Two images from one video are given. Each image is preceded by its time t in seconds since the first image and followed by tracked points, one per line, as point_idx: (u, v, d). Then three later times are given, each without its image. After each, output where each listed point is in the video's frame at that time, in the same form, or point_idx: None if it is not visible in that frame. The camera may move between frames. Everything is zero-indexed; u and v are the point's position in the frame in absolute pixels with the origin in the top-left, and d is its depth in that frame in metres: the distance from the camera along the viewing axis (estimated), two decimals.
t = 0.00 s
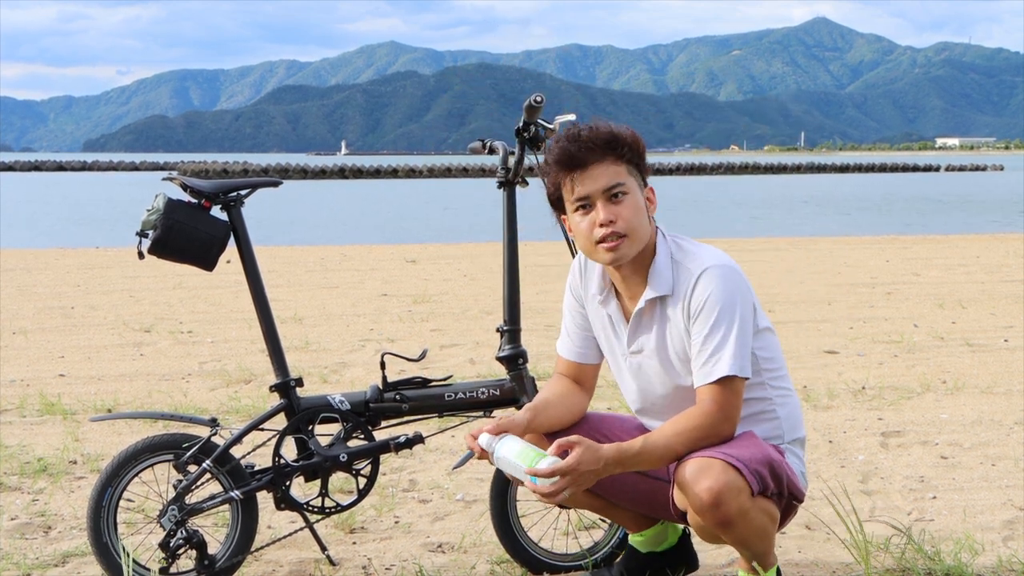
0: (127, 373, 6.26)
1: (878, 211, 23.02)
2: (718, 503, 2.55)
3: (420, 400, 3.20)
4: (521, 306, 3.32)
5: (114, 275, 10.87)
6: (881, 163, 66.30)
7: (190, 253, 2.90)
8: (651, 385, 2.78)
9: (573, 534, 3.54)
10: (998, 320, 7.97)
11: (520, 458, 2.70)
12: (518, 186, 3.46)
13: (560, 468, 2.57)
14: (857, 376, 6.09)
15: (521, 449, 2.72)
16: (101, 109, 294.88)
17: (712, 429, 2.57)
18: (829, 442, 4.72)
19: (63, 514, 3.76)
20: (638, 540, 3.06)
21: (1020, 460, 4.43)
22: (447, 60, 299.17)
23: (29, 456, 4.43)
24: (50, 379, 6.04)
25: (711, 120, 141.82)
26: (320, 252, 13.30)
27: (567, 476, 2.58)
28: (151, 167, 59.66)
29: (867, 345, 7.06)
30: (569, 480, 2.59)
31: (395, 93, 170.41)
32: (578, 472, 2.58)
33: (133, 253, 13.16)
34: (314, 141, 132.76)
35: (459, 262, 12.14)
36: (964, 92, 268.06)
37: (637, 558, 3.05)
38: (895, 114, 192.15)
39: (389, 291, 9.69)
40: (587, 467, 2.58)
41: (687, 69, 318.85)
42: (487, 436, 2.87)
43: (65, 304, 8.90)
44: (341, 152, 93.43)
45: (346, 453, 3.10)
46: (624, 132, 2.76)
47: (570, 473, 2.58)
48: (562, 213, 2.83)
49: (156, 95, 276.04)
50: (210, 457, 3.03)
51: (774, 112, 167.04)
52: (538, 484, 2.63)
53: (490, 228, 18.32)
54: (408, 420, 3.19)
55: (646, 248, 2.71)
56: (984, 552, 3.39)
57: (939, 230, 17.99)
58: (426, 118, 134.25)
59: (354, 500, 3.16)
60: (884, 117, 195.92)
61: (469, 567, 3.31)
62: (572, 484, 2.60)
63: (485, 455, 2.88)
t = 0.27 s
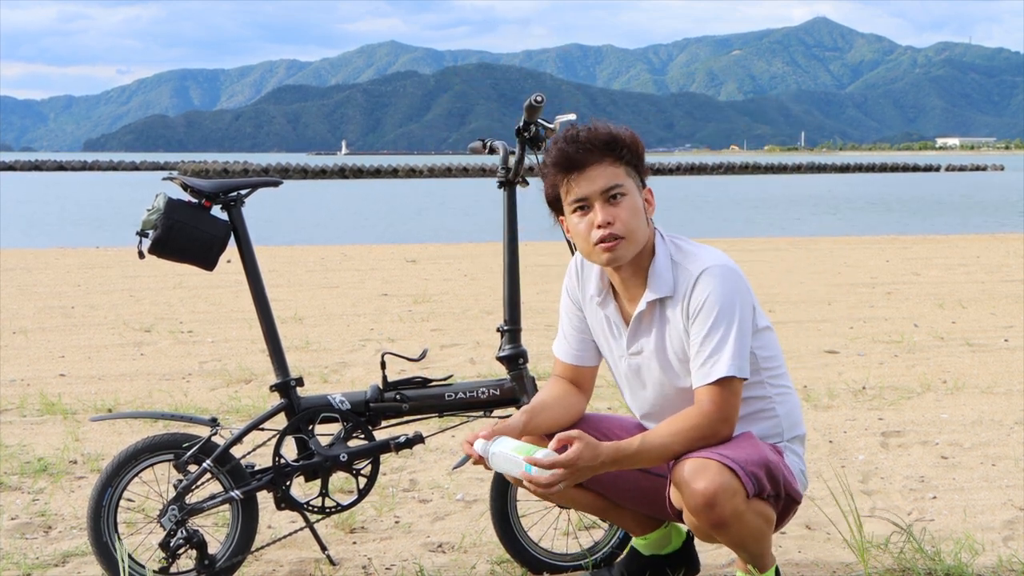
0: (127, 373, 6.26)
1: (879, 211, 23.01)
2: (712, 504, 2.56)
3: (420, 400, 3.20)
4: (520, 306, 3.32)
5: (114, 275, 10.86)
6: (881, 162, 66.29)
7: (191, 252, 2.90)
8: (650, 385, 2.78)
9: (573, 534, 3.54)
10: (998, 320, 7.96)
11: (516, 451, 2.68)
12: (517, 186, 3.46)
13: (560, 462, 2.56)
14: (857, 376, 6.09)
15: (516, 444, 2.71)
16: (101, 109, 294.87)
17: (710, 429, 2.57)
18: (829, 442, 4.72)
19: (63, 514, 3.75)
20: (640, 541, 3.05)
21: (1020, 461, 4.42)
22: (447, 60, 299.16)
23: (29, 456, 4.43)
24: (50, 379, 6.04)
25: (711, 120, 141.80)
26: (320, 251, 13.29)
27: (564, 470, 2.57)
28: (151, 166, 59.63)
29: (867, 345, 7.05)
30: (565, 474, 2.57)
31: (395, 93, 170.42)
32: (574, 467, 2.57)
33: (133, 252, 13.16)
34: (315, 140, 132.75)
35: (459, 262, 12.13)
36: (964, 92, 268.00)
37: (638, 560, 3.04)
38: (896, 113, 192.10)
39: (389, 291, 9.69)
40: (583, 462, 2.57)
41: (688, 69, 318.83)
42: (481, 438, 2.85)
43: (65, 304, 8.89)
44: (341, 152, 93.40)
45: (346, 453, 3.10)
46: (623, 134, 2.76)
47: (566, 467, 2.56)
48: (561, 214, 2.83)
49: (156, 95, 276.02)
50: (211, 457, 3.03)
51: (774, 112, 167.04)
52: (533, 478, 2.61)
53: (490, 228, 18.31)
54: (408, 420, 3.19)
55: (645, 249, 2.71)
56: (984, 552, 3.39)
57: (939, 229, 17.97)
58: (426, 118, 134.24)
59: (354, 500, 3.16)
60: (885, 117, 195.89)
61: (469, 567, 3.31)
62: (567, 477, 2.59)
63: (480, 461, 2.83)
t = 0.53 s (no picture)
0: (127, 373, 6.26)
1: (879, 211, 23.00)
2: (713, 504, 2.56)
3: (420, 400, 3.20)
4: (519, 306, 3.32)
5: (114, 275, 10.86)
6: (881, 162, 66.25)
7: (191, 252, 2.90)
8: (648, 384, 2.78)
9: (573, 534, 3.54)
10: (998, 320, 7.96)
11: (515, 454, 2.67)
12: (518, 186, 3.47)
13: (563, 468, 2.55)
14: (857, 376, 6.08)
15: (516, 445, 2.70)
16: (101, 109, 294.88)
17: (709, 429, 2.57)
18: (829, 442, 4.72)
19: (63, 514, 3.75)
20: (640, 543, 3.05)
21: (1020, 461, 4.42)
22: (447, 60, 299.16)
23: (29, 456, 4.43)
24: (50, 379, 6.04)
25: (711, 120, 141.78)
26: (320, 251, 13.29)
27: (565, 473, 2.56)
28: (151, 166, 59.61)
29: (867, 345, 7.05)
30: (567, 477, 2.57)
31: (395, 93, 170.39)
32: (575, 470, 2.57)
33: (133, 252, 13.15)
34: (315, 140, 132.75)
35: (459, 262, 12.13)
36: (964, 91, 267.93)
37: (638, 560, 3.04)
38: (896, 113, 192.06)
39: (389, 291, 9.68)
40: (583, 464, 2.57)
41: (687, 68, 318.96)
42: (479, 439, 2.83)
43: (65, 304, 8.89)
44: (341, 152, 93.37)
45: (346, 453, 3.10)
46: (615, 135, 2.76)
47: (567, 470, 2.56)
48: (556, 217, 2.83)
49: (156, 94, 276.02)
50: (211, 456, 3.03)
51: (774, 112, 167.02)
52: (534, 481, 2.61)
53: (490, 228, 18.30)
54: (408, 421, 3.19)
55: (641, 249, 2.71)
56: (984, 552, 3.39)
57: (939, 229, 17.96)
58: (426, 118, 134.23)
59: (354, 500, 3.16)
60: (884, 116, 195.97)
61: (469, 567, 3.31)
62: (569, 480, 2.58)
63: (481, 461, 2.81)
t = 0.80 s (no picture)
0: (127, 372, 6.26)
1: (879, 211, 23.00)
2: (713, 502, 2.56)
3: (420, 400, 3.20)
4: (519, 304, 3.32)
5: (114, 275, 10.86)
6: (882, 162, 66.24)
7: (191, 252, 2.90)
8: (648, 385, 2.78)
9: (574, 534, 3.54)
10: (999, 320, 7.95)
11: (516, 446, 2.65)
12: (517, 186, 3.47)
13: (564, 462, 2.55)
14: (857, 376, 6.08)
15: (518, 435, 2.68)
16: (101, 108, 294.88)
17: (709, 427, 2.57)
18: (829, 442, 4.72)
19: (63, 514, 3.75)
20: (640, 542, 3.05)
21: (1020, 461, 4.42)
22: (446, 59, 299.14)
23: (28, 456, 4.43)
24: (50, 379, 6.03)
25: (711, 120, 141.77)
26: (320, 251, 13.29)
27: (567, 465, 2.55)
28: (151, 166, 59.61)
29: (867, 345, 7.04)
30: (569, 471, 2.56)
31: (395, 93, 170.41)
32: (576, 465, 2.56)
33: (133, 252, 13.15)
34: (315, 140, 132.77)
35: (459, 262, 12.12)
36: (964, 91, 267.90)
37: (638, 560, 3.04)
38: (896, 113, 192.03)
39: (389, 290, 9.68)
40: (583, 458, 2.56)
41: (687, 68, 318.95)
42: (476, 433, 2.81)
43: (64, 304, 8.89)
44: (341, 152, 93.36)
45: (346, 453, 3.10)
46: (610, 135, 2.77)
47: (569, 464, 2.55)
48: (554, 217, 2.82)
49: (156, 94, 276.02)
50: (210, 457, 3.03)
51: (774, 112, 167.01)
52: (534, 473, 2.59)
53: (490, 228, 18.30)
54: (408, 420, 3.19)
55: (640, 251, 2.71)
56: (984, 552, 3.39)
57: (939, 229, 17.95)
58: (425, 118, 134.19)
59: (355, 500, 3.16)
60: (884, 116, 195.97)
61: (469, 566, 3.31)
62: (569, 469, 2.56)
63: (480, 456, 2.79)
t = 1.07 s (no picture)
0: (127, 373, 6.28)
1: (878, 212, 23.09)
2: (701, 509, 2.56)
3: (420, 400, 3.20)
4: (521, 305, 3.33)
5: (114, 275, 10.90)
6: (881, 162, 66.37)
7: (192, 252, 2.90)
8: (646, 387, 2.79)
9: (574, 535, 3.54)
10: (998, 320, 7.98)
11: (516, 492, 2.73)
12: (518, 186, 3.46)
13: (555, 500, 2.59)
14: (857, 376, 6.10)
15: (518, 478, 2.76)
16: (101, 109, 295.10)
17: (695, 436, 2.58)
18: (829, 442, 4.73)
19: (63, 514, 3.76)
20: (642, 544, 3.04)
21: (1020, 461, 4.43)
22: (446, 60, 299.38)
23: (29, 456, 4.44)
24: (51, 379, 6.06)
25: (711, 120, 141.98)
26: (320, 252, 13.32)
27: (562, 500, 2.59)
28: (151, 167, 59.74)
29: (867, 345, 7.06)
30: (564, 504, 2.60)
31: (395, 94, 170.59)
32: (570, 496, 2.60)
33: (134, 253, 13.20)
34: (315, 141, 132.91)
35: (459, 262, 12.16)
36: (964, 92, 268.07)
37: (639, 562, 3.02)
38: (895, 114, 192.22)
39: (390, 291, 9.70)
40: (577, 489, 2.61)
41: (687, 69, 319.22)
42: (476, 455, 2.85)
43: (65, 304, 8.92)
44: (341, 153, 93.54)
45: (346, 454, 3.10)
46: (622, 134, 2.69)
47: (562, 498, 2.59)
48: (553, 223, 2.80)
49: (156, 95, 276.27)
50: (210, 457, 3.03)
51: (774, 113, 167.19)
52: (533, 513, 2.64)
53: (490, 228, 18.36)
54: (408, 421, 3.19)
55: (635, 263, 2.70)
56: (984, 553, 3.39)
57: (938, 229, 18.01)
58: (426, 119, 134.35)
59: (355, 500, 3.16)
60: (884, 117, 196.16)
61: (469, 567, 3.32)
62: (568, 507, 2.61)
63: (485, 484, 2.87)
